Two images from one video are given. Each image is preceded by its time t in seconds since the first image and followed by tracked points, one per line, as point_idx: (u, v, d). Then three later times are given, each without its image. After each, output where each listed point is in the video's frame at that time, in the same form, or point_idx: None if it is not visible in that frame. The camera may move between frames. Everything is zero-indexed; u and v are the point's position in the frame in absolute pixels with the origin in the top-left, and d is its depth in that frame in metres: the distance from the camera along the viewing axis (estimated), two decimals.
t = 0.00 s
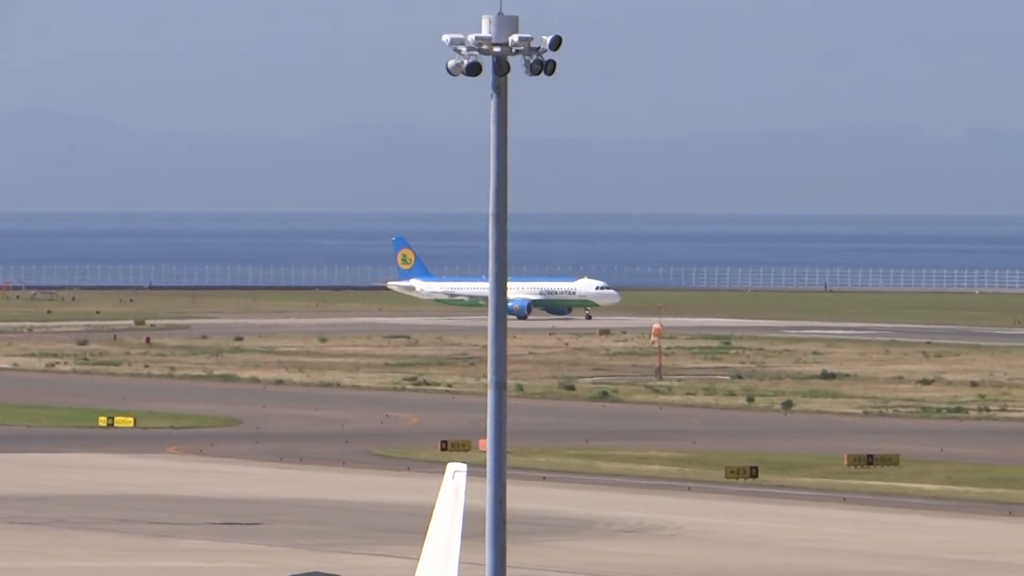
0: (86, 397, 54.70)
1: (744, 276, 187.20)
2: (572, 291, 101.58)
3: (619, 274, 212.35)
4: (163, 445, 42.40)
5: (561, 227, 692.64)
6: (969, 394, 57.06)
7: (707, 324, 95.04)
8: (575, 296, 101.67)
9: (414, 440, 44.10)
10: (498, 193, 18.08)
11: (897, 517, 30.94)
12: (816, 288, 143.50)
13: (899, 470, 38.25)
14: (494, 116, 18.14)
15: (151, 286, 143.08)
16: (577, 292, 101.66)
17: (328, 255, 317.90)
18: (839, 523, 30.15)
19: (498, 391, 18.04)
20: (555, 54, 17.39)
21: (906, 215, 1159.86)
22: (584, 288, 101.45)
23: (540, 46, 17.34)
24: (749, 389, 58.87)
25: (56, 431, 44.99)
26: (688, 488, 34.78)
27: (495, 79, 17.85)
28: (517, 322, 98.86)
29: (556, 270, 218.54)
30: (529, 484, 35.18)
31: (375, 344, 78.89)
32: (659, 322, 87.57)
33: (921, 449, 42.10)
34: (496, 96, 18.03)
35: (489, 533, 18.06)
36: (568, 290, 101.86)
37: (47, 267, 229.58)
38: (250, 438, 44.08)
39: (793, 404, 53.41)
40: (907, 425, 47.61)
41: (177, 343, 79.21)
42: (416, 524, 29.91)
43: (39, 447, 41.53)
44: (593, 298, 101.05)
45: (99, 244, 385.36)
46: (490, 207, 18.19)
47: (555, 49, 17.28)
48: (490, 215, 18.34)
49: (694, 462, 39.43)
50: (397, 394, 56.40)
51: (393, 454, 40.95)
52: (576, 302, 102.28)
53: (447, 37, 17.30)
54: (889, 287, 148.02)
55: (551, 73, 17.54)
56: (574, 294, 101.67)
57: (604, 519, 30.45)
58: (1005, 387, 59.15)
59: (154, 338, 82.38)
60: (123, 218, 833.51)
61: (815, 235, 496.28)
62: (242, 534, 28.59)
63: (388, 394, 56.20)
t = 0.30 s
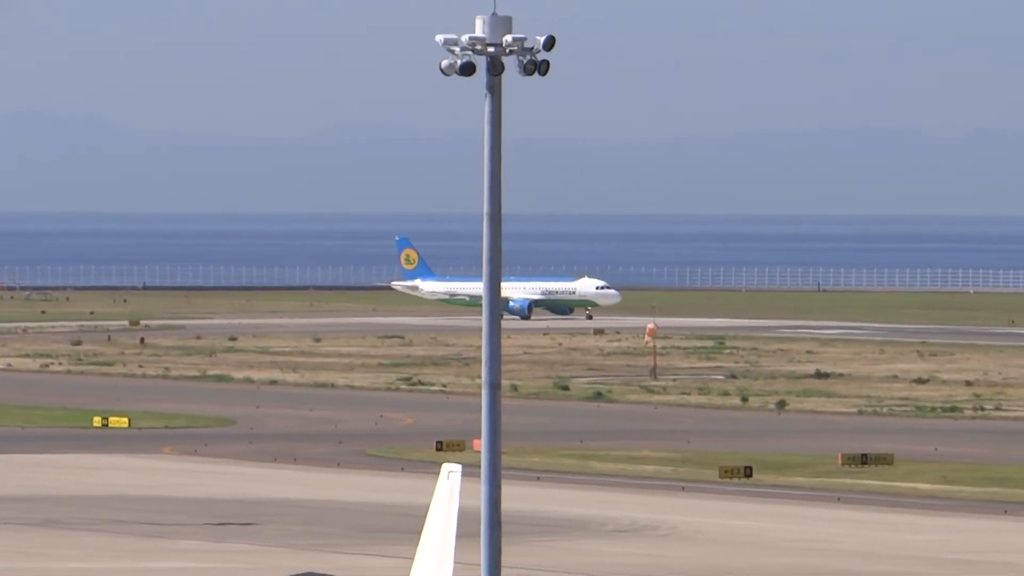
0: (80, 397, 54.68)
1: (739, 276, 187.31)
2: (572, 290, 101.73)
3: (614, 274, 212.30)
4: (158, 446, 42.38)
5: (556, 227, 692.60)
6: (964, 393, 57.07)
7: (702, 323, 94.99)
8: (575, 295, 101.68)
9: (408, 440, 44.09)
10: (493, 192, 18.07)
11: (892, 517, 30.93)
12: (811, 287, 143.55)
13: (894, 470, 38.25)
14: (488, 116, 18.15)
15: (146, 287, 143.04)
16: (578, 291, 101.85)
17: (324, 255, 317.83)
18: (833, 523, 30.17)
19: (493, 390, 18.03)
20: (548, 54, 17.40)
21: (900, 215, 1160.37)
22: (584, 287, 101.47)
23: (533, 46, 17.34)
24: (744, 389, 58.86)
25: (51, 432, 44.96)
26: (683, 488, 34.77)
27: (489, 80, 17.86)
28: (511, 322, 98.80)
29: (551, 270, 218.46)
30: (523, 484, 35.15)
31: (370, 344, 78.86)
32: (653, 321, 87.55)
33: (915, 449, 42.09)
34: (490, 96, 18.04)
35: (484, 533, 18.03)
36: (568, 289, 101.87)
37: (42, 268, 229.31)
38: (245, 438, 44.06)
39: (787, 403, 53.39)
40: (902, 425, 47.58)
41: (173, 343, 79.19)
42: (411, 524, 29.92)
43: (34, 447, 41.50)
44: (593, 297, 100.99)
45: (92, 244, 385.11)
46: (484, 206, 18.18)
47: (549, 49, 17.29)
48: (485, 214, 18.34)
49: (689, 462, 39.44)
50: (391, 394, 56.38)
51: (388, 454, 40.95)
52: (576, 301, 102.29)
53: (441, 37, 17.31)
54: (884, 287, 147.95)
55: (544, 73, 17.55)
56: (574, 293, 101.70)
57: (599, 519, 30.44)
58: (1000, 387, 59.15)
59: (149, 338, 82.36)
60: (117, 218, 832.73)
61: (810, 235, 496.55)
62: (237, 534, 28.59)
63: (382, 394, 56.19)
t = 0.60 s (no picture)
0: (75, 396, 54.56)
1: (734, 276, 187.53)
2: (575, 291, 101.41)
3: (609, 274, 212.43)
4: (154, 445, 42.31)
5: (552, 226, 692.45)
6: (959, 394, 57.18)
7: (698, 323, 95.10)
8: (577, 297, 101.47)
9: (404, 439, 44.05)
10: (489, 191, 18.08)
11: (889, 517, 30.98)
12: (806, 287, 143.70)
13: (889, 470, 38.33)
14: (484, 115, 18.14)
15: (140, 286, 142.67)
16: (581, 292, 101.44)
17: (318, 255, 317.05)
18: (829, 523, 30.19)
19: (489, 390, 18.04)
20: (545, 53, 17.40)
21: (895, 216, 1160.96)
22: (586, 289, 101.22)
23: (530, 45, 17.34)
24: (739, 389, 58.91)
25: (46, 431, 44.86)
26: (679, 488, 34.79)
27: (485, 79, 17.85)
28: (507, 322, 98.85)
29: (547, 270, 218.66)
30: (519, 484, 35.19)
31: (365, 344, 78.81)
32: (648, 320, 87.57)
33: (911, 449, 42.20)
34: (486, 95, 18.03)
35: (479, 532, 18.05)
36: (570, 290, 101.60)
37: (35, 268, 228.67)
38: (241, 437, 44.01)
39: (783, 403, 53.47)
40: (897, 425, 47.71)
41: (167, 342, 79.02)
42: (407, 523, 29.92)
43: (28, 446, 41.40)
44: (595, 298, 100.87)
45: (88, 243, 384.62)
46: (480, 206, 18.19)
47: (545, 49, 17.30)
48: (480, 213, 18.35)
49: (684, 462, 39.46)
50: (387, 393, 56.36)
51: (385, 453, 40.96)
52: (577, 302, 102.08)
53: (437, 36, 17.32)
54: (878, 288, 148.24)
55: (541, 72, 17.55)
56: (576, 295, 101.48)
57: (595, 519, 30.43)
58: (995, 388, 59.25)
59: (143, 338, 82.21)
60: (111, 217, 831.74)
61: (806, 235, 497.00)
62: (233, 534, 28.58)
63: (378, 394, 56.19)
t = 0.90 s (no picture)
0: (69, 396, 54.46)
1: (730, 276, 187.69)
2: (576, 291, 101.23)
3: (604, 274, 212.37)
4: (149, 445, 42.22)
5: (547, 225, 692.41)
6: (954, 394, 57.24)
7: (693, 323, 95.11)
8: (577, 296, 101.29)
9: (399, 439, 44.00)
10: (484, 191, 18.07)
11: (884, 517, 30.98)
12: (801, 287, 143.75)
13: (884, 470, 38.33)
14: (480, 114, 18.13)
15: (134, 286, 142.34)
16: (582, 291, 101.12)
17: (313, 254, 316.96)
18: (823, 523, 30.21)
19: (484, 389, 18.02)
20: (540, 53, 17.40)
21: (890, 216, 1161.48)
22: (587, 289, 100.98)
23: (525, 45, 17.34)
24: (734, 389, 58.84)
25: (41, 430, 44.74)
26: (674, 488, 34.76)
27: (480, 78, 17.84)
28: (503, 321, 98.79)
29: (543, 270, 218.68)
30: (515, 483, 35.16)
31: (359, 343, 78.72)
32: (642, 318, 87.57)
33: (906, 449, 42.19)
34: (481, 94, 18.02)
35: (475, 533, 18.05)
36: (571, 289, 101.45)
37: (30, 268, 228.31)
38: (236, 437, 43.93)
39: (778, 403, 53.42)
40: (893, 425, 47.69)
41: (162, 342, 78.88)
42: (401, 523, 29.89)
43: (23, 446, 41.28)
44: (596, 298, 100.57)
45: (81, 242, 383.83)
46: (476, 205, 18.17)
47: (541, 48, 17.29)
48: (476, 212, 18.34)
49: (680, 462, 39.42)
50: (382, 393, 56.31)
51: (380, 453, 40.92)
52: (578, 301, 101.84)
53: (432, 35, 17.30)
54: (873, 288, 148.31)
55: (536, 72, 17.56)
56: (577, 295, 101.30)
57: (590, 519, 30.39)
58: (990, 387, 59.27)
59: (138, 336, 82.08)
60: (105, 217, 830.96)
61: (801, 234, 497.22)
62: (227, 533, 28.55)
63: (373, 393, 56.14)
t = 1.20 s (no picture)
0: (61, 396, 54.43)
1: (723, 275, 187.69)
2: (574, 291, 101.54)
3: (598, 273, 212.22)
4: (141, 445, 42.15)
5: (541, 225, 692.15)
6: (947, 393, 57.26)
7: (686, 323, 95.04)
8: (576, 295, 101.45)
9: (392, 439, 43.96)
10: (476, 191, 18.07)
11: (876, 516, 30.98)
12: (793, 287, 143.72)
13: (877, 469, 38.34)
14: (472, 114, 18.14)
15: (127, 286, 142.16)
16: (581, 292, 101.51)
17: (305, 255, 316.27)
18: (815, 522, 30.24)
19: (475, 390, 18.03)
20: (533, 53, 17.42)
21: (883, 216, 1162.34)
22: (585, 287, 101.34)
23: (518, 45, 17.35)
24: (726, 389, 58.89)
25: (34, 430, 44.65)
26: (666, 487, 34.79)
27: (473, 78, 17.84)
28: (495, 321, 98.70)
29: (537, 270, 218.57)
30: (506, 483, 35.13)
31: (352, 343, 78.66)
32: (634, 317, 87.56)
33: (900, 448, 42.14)
34: (474, 94, 18.03)
35: (467, 534, 18.07)
36: (570, 289, 101.71)
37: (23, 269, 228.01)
38: (228, 437, 43.87)
39: (771, 403, 53.37)
40: (887, 425, 47.61)
41: (156, 342, 78.79)
42: (394, 523, 29.87)
43: (14, 446, 41.20)
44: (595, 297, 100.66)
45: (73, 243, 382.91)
46: (467, 206, 18.18)
47: (533, 49, 17.31)
48: (468, 212, 18.36)
49: (672, 462, 39.41)
50: (375, 393, 56.24)
51: (372, 452, 40.88)
52: (577, 301, 101.99)
53: (424, 36, 17.32)
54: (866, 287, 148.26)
55: (528, 72, 17.58)
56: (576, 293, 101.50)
57: (582, 519, 30.38)
58: (983, 387, 59.28)
59: (131, 337, 81.99)
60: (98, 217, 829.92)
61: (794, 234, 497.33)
62: (218, 533, 28.53)
63: (366, 393, 56.09)
